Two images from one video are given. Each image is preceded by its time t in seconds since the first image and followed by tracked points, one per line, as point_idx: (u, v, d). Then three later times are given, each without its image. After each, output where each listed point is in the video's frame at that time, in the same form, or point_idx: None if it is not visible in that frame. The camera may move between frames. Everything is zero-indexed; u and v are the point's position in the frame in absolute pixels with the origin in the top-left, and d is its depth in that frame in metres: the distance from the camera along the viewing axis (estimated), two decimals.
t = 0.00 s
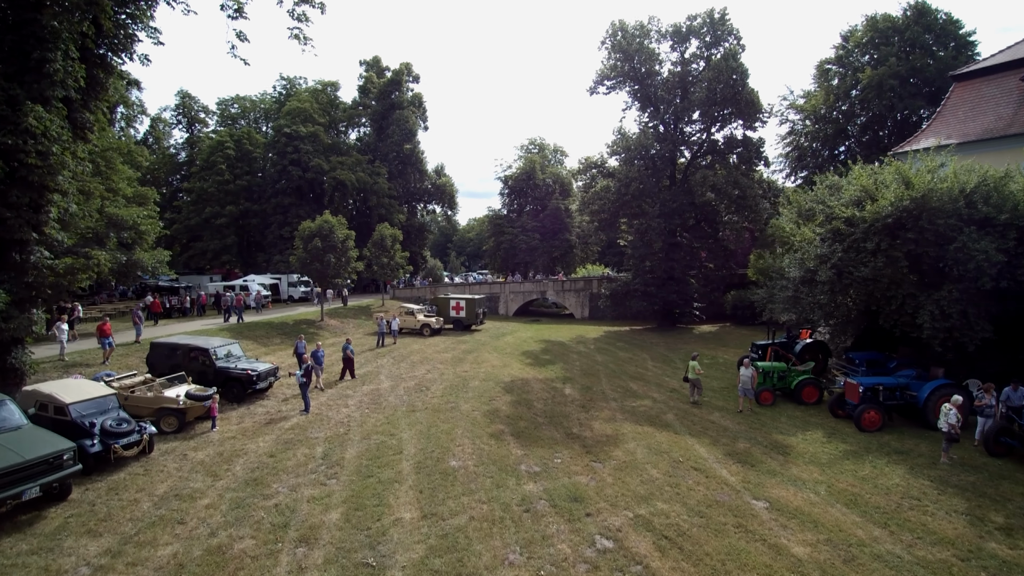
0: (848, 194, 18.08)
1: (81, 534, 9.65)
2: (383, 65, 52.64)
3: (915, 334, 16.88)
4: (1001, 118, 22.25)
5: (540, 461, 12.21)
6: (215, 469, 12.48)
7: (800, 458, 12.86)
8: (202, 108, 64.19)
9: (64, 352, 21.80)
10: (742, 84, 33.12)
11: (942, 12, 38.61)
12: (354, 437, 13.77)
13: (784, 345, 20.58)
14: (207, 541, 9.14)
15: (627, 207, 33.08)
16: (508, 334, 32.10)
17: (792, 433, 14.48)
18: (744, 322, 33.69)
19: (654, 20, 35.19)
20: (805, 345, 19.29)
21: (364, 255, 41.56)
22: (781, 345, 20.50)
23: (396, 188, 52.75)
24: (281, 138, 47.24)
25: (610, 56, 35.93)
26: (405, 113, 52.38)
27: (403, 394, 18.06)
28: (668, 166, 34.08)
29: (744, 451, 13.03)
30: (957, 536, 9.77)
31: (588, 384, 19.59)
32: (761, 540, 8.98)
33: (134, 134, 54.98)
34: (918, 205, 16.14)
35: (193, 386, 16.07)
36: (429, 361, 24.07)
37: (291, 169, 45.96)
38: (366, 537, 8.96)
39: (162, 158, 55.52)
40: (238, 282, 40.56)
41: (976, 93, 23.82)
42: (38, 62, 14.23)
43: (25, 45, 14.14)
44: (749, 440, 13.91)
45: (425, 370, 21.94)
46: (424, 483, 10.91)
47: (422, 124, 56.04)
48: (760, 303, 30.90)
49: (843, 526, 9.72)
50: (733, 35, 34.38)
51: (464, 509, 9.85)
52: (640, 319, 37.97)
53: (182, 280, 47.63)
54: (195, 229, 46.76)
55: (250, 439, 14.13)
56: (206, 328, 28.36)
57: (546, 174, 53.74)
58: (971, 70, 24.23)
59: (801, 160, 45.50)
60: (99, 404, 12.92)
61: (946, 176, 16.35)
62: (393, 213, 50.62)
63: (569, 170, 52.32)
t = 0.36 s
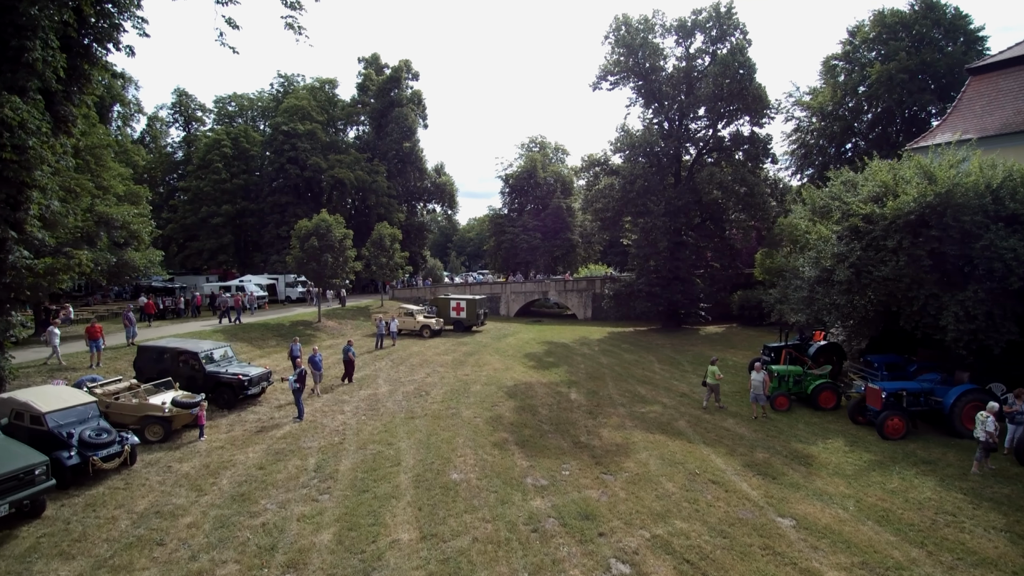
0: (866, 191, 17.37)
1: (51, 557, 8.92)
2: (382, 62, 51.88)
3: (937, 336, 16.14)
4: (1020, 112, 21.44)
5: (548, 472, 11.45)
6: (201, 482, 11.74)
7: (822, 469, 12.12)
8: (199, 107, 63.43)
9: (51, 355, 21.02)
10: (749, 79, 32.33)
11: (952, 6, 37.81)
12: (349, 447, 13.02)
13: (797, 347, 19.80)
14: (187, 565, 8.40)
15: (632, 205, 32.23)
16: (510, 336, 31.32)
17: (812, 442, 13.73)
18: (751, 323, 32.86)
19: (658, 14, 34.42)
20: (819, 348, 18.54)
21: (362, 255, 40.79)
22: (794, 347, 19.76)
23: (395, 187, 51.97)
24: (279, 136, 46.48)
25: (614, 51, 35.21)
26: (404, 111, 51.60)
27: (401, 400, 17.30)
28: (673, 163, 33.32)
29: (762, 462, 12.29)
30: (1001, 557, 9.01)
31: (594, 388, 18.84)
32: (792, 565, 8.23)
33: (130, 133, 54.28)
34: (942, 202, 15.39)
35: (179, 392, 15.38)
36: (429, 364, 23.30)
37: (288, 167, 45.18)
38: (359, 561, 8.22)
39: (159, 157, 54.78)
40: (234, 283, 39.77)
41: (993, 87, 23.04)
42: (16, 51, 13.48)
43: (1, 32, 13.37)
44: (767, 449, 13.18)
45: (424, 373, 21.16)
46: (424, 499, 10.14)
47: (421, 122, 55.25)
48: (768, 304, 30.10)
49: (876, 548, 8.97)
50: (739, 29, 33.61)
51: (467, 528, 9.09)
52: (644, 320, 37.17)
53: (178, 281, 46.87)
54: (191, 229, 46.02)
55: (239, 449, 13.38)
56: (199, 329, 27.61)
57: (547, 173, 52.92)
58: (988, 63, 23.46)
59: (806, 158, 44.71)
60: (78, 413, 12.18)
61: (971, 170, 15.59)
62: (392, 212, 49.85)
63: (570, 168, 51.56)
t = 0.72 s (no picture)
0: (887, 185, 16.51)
1: None
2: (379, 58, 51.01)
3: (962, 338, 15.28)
4: None
5: (553, 487, 10.58)
6: (179, 499, 10.89)
7: (848, 483, 11.25)
8: (195, 105, 62.52)
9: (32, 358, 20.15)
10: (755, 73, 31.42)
11: None
12: (339, 459, 12.15)
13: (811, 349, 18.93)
14: None
15: (636, 202, 31.34)
16: (510, 337, 30.43)
17: (834, 453, 12.85)
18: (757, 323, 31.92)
19: (662, 6, 33.53)
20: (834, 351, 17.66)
21: (359, 254, 39.91)
22: (809, 350, 18.92)
23: (393, 186, 51.06)
24: (274, 133, 45.57)
25: (616, 45, 34.33)
26: (402, 108, 50.70)
27: (397, 406, 16.43)
28: (678, 159, 32.45)
29: (783, 475, 11.44)
30: None
31: (599, 392, 17.98)
32: None
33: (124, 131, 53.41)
34: (969, 196, 14.54)
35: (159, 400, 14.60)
36: (427, 366, 22.42)
37: (284, 165, 44.28)
38: None
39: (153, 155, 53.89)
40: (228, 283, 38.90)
41: (1012, 78, 22.15)
42: None
43: None
44: (787, 461, 12.33)
45: (421, 377, 20.26)
46: (418, 520, 9.27)
47: (419, 119, 54.36)
48: (776, 303, 29.23)
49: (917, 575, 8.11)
50: (745, 22, 32.72)
51: (464, 554, 8.22)
52: (648, 321, 36.30)
53: (172, 281, 45.95)
54: (185, 228, 45.15)
55: (222, 461, 12.54)
56: (191, 331, 26.75)
57: (548, 171, 52.01)
58: (1006, 53, 22.57)
59: (812, 155, 43.81)
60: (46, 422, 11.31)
61: (999, 162, 14.72)
62: (390, 211, 48.98)
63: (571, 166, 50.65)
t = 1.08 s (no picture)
0: (906, 179, 15.66)
1: None
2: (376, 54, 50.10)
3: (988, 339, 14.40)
4: None
5: (555, 504, 9.70)
6: (148, 518, 9.99)
7: (874, 500, 10.38)
8: (190, 103, 61.57)
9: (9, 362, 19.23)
10: (761, 66, 30.47)
11: None
12: (323, 472, 11.25)
13: (825, 351, 18.05)
14: None
15: (638, 199, 30.43)
16: (509, 338, 29.50)
17: (856, 466, 11.99)
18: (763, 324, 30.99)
19: None
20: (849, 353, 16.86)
21: (355, 253, 39.00)
22: (822, 352, 18.08)
23: (390, 184, 50.12)
24: (268, 130, 44.63)
25: (617, 39, 33.43)
26: (399, 105, 49.79)
27: (389, 412, 15.54)
28: (681, 155, 31.53)
29: (803, 490, 10.57)
30: None
31: (602, 397, 17.09)
32: None
33: (118, 129, 52.54)
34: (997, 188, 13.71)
35: (133, 407, 13.71)
36: (422, 369, 21.50)
37: (278, 162, 43.32)
38: None
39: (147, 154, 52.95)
40: (221, 282, 37.98)
41: None
42: None
43: None
44: (806, 474, 11.45)
45: (415, 381, 19.35)
46: (404, 544, 8.38)
47: (417, 117, 53.45)
48: (784, 303, 28.30)
49: None
50: (749, 14, 31.81)
51: None
52: (650, 321, 35.42)
53: (165, 281, 45.04)
54: (178, 227, 44.26)
55: (198, 475, 11.66)
56: (179, 333, 25.85)
57: (548, 169, 51.10)
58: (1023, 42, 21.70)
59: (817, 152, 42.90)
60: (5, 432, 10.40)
61: None
62: (387, 210, 48.09)
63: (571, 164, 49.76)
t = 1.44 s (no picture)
0: (923, 172, 14.98)
1: None
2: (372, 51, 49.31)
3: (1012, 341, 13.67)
4: None
5: (557, 521, 8.93)
6: (115, 536, 9.22)
7: (900, 515, 9.65)
8: (184, 100, 60.70)
9: None
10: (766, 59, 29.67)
11: None
12: (307, 484, 10.48)
13: (837, 353, 17.31)
14: None
15: (640, 196, 29.66)
16: (508, 339, 28.71)
17: (876, 476, 11.27)
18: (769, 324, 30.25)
19: None
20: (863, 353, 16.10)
21: (350, 252, 38.24)
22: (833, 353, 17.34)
23: (387, 182, 49.33)
24: (262, 127, 43.78)
25: (618, 33, 32.62)
26: (396, 102, 48.99)
27: (380, 417, 14.78)
28: (683, 151, 30.75)
29: (823, 504, 9.83)
30: None
31: (605, 400, 16.32)
32: None
33: (111, 127, 51.74)
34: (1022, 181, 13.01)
35: (109, 413, 12.99)
36: (417, 372, 20.73)
37: (272, 160, 42.47)
38: None
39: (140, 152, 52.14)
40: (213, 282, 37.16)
41: None
42: None
43: None
44: (824, 486, 10.70)
45: (410, 384, 18.56)
46: (391, 567, 7.60)
47: (414, 114, 52.65)
48: (790, 303, 27.55)
49: None
50: (753, 7, 31.06)
51: None
52: (651, 321, 34.65)
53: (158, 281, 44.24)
54: (171, 226, 43.47)
55: (173, 487, 10.90)
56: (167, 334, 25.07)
57: (547, 167, 50.36)
58: None
59: (821, 149, 42.16)
60: None
61: None
62: (384, 208, 47.35)
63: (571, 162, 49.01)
